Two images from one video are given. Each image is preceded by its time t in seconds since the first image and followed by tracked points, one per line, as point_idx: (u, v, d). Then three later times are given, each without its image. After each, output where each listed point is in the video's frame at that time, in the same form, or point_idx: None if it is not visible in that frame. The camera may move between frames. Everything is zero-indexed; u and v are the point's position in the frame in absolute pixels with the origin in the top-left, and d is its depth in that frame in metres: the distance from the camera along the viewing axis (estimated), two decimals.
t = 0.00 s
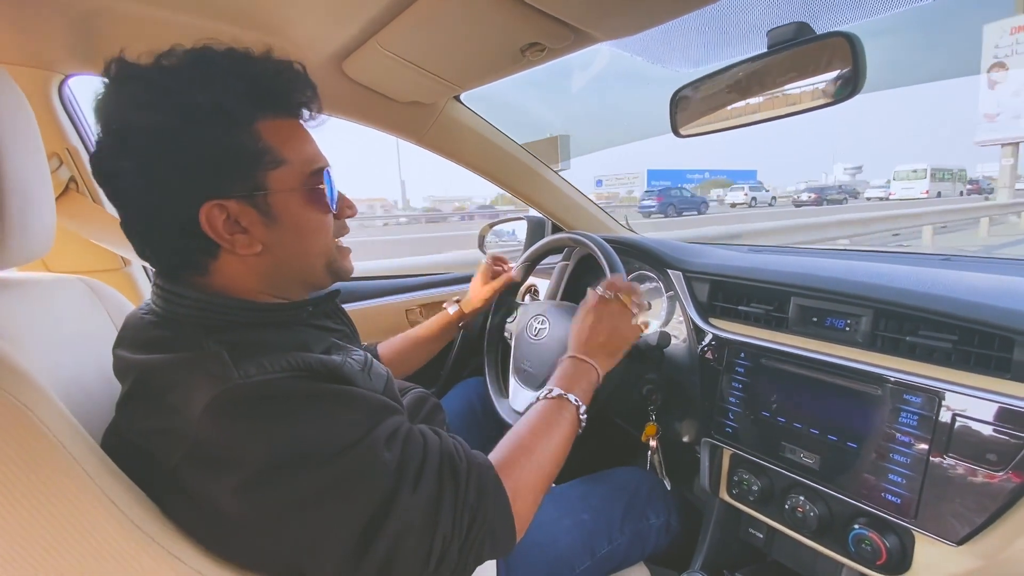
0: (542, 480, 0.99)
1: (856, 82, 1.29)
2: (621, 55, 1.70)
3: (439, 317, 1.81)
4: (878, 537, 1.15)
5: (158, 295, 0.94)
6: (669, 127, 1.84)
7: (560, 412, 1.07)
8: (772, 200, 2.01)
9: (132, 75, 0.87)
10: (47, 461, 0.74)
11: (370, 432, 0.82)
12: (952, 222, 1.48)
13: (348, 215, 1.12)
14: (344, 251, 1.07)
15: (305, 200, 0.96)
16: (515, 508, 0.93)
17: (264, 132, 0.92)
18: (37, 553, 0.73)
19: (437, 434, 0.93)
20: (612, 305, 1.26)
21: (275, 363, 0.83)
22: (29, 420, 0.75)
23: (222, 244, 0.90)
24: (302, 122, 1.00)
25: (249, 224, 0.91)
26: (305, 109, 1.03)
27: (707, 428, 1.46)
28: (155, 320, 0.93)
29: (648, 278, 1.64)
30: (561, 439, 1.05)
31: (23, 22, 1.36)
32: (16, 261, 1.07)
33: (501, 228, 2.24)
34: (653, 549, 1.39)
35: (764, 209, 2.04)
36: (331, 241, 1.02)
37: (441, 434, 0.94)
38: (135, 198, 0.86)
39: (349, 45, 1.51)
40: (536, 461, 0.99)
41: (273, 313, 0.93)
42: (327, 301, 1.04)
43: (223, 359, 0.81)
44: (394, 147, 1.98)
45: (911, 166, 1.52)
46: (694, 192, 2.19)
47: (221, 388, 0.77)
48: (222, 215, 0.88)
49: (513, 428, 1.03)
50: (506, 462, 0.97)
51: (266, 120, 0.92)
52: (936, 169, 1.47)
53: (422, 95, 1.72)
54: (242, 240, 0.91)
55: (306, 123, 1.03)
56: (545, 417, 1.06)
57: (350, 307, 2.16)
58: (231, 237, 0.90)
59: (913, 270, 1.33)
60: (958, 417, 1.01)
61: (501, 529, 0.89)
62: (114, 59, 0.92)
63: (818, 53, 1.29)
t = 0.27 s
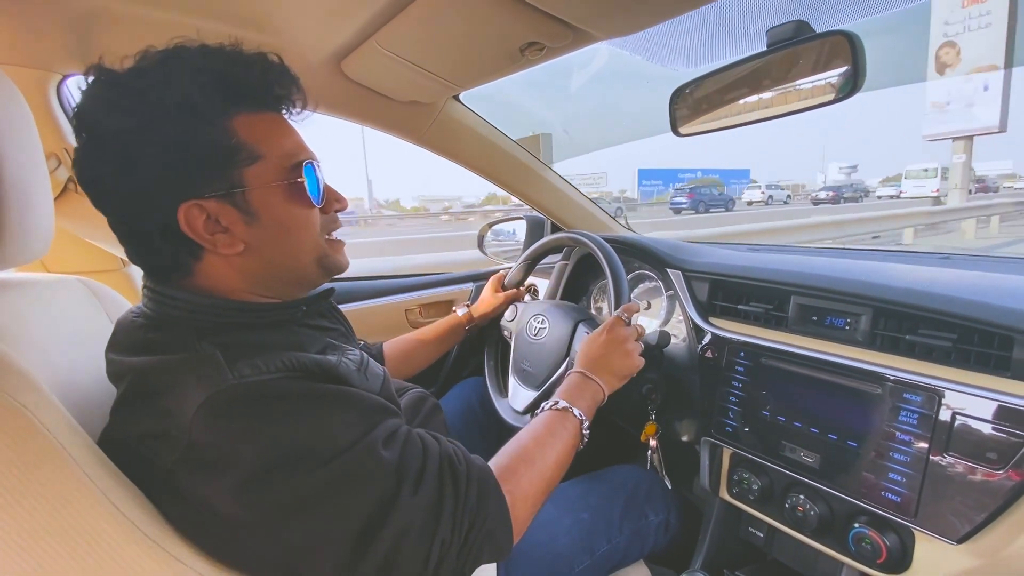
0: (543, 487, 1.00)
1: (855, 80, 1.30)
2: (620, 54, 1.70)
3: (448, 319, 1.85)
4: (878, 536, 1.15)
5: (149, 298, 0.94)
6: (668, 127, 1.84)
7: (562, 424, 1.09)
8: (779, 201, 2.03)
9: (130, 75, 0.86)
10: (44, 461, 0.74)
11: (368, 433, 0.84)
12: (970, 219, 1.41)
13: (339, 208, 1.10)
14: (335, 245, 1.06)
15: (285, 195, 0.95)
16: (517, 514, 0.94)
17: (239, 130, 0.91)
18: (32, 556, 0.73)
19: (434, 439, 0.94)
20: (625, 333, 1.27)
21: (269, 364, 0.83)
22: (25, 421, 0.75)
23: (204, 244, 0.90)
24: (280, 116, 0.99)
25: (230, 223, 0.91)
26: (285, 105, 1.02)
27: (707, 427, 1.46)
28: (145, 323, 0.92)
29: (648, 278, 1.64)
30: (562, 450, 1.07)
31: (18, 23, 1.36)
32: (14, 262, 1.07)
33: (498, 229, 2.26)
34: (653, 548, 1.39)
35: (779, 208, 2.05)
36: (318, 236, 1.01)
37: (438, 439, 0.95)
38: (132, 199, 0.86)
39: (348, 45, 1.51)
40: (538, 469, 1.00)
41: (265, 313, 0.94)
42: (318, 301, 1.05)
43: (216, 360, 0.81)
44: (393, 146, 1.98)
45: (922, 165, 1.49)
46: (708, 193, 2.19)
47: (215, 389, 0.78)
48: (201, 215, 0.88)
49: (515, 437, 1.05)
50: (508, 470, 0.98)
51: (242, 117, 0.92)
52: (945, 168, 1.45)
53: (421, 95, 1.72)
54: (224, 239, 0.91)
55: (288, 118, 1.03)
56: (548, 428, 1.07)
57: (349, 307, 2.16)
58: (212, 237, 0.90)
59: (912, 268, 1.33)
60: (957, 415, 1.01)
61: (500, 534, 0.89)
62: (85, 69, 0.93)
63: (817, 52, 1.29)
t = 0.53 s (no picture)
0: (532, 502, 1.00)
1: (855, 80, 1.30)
2: (619, 53, 1.69)
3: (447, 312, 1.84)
4: (877, 538, 1.14)
5: (136, 298, 0.93)
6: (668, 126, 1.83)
7: (554, 440, 1.08)
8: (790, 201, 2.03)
9: (122, 73, 0.86)
10: (33, 461, 0.73)
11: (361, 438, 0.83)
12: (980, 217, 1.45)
13: (323, 201, 1.09)
14: (321, 239, 1.05)
15: (267, 192, 0.95)
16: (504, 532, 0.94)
17: (219, 127, 0.91)
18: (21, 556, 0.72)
19: (427, 446, 0.93)
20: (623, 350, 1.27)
21: (258, 363, 0.83)
22: (15, 420, 0.74)
23: (189, 245, 0.90)
24: (259, 110, 0.99)
25: (213, 222, 0.90)
26: (262, 98, 1.02)
27: (705, 428, 1.46)
28: (133, 322, 0.92)
29: (647, 278, 1.63)
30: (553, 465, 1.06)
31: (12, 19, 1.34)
32: (10, 260, 1.06)
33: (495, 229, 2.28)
34: (651, 549, 1.39)
35: (794, 206, 2.06)
36: (304, 230, 1.00)
37: (431, 446, 0.95)
38: (123, 197, 0.85)
39: (346, 44, 1.50)
40: (529, 485, 1.00)
41: (255, 309, 0.93)
42: (308, 294, 1.05)
43: (203, 358, 0.81)
44: (392, 145, 1.98)
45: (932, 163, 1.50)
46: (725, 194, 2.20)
47: (203, 387, 0.77)
48: (183, 215, 0.88)
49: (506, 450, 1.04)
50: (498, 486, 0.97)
51: (222, 115, 0.91)
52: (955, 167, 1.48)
53: (420, 94, 1.71)
54: (209, 239, 0.90)
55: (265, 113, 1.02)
56: (539, 442, 1.07)
57: (347, 306, 2.15)
58: (197, 237, 0.90)
59: (911, 269, 1.33)
60: (956, 417, 1.01)
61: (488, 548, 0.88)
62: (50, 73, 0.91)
63: (817, 52, 1.28)
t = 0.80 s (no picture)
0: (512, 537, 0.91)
1: (859, 80, 1.28)
2: (622, 54, 1.69)
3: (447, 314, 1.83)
4: (882, 540, 1.14)
5: (139, 296, 0.93)
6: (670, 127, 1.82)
7: (531, 456, 0.99)
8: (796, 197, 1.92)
9: (125, 73, 0.85)
10: (35, 463, 0.73)
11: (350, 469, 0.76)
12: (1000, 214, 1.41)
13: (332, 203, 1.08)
14: (335, 240, 1.05)
15: (284, 191, 0.95)
16: None
17: (233, 127, 0.91)
18: (23, 557, 0.72)
19: (426, 476, 0.87)
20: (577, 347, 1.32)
21: (260, 367, 0.81)
22: (18, 423, 0.74)
23: (205, 244, 0.89)
24: (269, 113, 0.99)
25: (231, 222, 0.89)
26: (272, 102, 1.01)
27: (709, 429, 1.45)
28: (135, 322, 0.92)
29: (649, 278, 1.63)
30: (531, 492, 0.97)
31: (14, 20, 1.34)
32: (10, 262, 1.06)
33: (496, 229, 2.27)
34: (654, 551, 1.38)
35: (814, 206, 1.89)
36: (318, 230, 1.00)
37: (430, 477, 0.88)
38: (124, 199, 0.84)
39: (348, 44, 1.50)
40: (505, 516, 0.91)
41: (259, 307, 0.93)
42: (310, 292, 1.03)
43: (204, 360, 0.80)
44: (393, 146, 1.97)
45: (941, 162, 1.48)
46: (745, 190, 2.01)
47: (205, 388, 0.77)
48: (201, 215, 0.87)
49: (479, 482, 0.95)
50: (471, 522, 0.88)
51: (237, 115, 0.92)
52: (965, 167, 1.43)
53: (421, 94, 1.70)
54: (226, 239, 0.90)
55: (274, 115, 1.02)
56: (512, 466, 0.97)
57: (348, 306, 2.15)
58: (214, 236, 0.89)
59: (915, 269, 1.33)
60: (962, 418, 1.00)
61: None
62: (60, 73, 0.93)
63: (821, 52, 1.28)
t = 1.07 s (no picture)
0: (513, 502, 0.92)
1: (857, 80, 1.28)
2: (620, 55, 1.69)
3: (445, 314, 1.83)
4: (880, 541, 1.14)
5: (139, 296, 0.93)
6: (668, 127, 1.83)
7: (517, 419, 1.00)
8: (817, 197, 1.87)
9: (124, 74, 0.86)
10: (35, 463, 0.73)
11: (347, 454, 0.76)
12: (984, 216, 1.42)
13: (333, 206, 1.11)
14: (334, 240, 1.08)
15: (290, 191, 0.97)
16: (489, 548, 0.85)
17: (242, 128, 0.92)
18: (23, 559, 0.72)
19: (426, 458, 0.87)
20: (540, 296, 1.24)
21: (261, 366, 0.81)
22: (17, 422, 0.74)
23: (214, 243, 0.89)
24: (268, 116, 0.98)
25: (240, 221, 0.91)
26: (273, 103, 1.02)
27: (707, 430, 1.45)
28: (135, 323, 0.92)
29: (648, 279, 1.63)
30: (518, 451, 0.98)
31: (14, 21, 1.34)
32: (10, 262, 1.05)
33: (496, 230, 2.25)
34: (652, 552, 1.38)
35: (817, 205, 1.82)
36: (320, 231, 1.02)
37: (431, 461, 0.88)
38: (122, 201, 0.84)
39: (346, 45, 1.50)
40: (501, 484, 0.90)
41: (259, 307, 0.93)
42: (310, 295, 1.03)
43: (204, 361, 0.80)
44: (392, 147, 1.97)
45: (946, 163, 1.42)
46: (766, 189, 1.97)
47: (203, 388, 0.77)
48: (210, 214, 0.88)
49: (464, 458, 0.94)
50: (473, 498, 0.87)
51: (246, 117, 0.93)
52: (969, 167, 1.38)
53: (420, 95, 1.71)
54: (234, 238, 0.91)
55: (277, 117, 1.03)
56: (494, 435, 0.97)
57: (347, 307, 2.15)
58: (223, 236, 0.90)
59: (913, 270, 1.33)
60: (960, 419, 1.00)
61: None
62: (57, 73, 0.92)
63: (819, 52, 1.28)
